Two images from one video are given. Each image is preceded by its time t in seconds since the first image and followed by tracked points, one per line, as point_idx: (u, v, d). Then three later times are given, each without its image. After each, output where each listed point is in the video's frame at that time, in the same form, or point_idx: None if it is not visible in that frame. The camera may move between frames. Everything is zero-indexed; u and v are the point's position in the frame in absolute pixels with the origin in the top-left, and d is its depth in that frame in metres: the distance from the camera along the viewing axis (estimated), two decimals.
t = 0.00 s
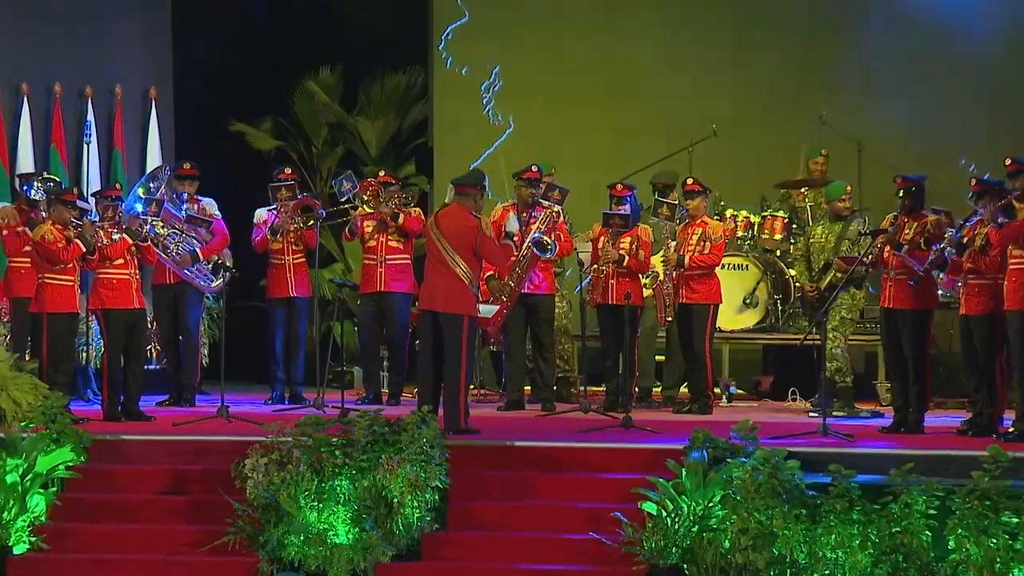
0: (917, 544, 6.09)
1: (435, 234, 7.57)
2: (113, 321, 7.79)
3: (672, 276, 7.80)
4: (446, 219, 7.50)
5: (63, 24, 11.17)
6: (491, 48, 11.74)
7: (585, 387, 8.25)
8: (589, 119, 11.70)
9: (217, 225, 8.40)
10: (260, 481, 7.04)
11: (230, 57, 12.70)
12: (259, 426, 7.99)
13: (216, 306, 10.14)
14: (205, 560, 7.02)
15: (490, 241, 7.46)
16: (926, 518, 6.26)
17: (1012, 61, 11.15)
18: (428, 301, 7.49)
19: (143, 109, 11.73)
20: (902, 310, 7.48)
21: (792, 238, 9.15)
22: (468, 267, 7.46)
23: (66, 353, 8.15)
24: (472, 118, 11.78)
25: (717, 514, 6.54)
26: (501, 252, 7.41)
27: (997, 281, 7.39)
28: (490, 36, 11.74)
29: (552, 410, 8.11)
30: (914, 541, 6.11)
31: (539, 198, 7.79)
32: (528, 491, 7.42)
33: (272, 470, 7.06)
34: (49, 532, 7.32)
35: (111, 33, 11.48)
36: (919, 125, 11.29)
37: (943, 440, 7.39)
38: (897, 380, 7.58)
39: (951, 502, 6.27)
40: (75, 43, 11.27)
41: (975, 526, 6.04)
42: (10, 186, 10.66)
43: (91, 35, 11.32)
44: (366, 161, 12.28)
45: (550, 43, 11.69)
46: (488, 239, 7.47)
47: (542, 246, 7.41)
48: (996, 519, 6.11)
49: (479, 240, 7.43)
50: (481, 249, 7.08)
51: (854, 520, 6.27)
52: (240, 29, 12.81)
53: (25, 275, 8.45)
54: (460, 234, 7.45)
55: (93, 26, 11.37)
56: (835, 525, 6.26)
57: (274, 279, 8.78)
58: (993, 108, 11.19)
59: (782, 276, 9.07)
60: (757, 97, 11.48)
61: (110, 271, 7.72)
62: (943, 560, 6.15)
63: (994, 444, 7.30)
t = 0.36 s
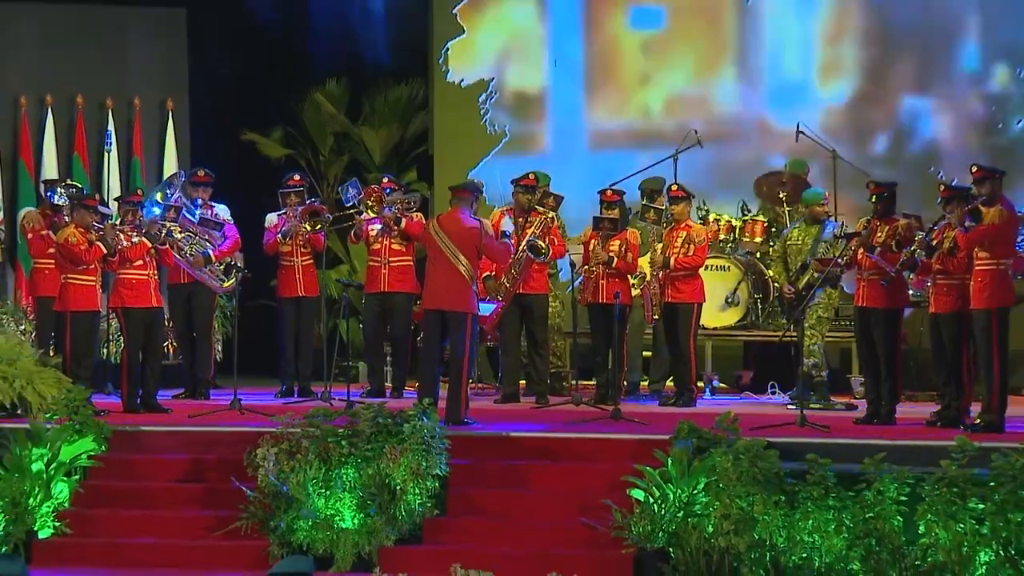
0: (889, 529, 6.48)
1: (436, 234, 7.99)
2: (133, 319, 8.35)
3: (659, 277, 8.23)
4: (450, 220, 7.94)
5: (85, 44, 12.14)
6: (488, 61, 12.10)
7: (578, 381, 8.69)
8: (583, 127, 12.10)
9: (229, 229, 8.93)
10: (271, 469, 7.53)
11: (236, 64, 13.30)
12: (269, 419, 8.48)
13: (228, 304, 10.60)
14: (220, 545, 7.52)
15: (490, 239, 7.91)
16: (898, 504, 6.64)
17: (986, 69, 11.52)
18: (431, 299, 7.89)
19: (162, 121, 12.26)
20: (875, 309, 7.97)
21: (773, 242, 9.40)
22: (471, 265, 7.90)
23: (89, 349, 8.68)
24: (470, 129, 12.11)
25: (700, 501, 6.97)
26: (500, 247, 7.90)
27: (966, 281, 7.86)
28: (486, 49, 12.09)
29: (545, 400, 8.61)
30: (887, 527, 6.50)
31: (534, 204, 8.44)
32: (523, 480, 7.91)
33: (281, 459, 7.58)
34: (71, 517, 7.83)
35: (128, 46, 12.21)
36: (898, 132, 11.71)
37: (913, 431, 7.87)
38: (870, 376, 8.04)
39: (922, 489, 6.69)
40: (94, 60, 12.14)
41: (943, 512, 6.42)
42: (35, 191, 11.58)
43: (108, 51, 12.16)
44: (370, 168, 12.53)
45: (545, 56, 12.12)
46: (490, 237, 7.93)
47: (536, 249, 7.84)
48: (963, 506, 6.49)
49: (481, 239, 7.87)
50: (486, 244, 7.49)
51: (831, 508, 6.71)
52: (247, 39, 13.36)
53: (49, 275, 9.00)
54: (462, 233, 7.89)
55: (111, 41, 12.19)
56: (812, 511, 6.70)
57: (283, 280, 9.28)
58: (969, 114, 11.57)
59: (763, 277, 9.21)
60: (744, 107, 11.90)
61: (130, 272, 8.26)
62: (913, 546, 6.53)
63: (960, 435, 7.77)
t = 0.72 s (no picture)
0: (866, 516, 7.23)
1: (438, 236, 8.44)
2: (154, 318, 8.86)
3: (650, 278, 8.68)
4: (453, 221, 8.45)
5: (107, 59, 12.70)
6: (488, 74, 12.54)
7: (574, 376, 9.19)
8: (580, 136, 12.47)
9: (244, 234, 9.38)
10: (284, 460, 8.04)
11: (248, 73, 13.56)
12: (283, 413, 8.96)
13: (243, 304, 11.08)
14: (236, 533, 8.02)
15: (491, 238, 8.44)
16: (874, 494, 7.39)
17: (961, 73, 11.91)
18: (434, 297, 8.39)
19: (181, 131, 12.78)
20: (853, 308, 8.44)
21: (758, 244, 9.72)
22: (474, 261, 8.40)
23: (112, 346, 9.20)
24: (471, 138, 12.56)
25: (689, 490, 7.59)
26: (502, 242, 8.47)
27: (940, 282, 8.32)
28: (487, 62, 12.54)
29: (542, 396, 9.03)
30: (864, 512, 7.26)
31: (532, 210, 8.89)
32: (523, 470, 8.41)
33: (294, 450, 8.07)
34: (95, 505, 8.33)
35: (145, 62, 12.76)
36: (879, 139, 12.09)
37: (890, 423, 8.36)
38: (850, 373, 8.51)
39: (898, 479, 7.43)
40: (115, 74, 12.70)
41: (920, 501, 7.17)
42: (62, 198, 12.07)
43: (130, 66, 12.71)
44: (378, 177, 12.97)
45: (542, 68, 12.52)
46: (491, 238, 8.47)
47: (535, 251, 8.29)
48: (938, 494, 7.24)
49: (483, 239, 8.39)
50: (489, 243, 8.00)
51: (814, 496, 7.41)
52: (256, 48, 13.57)
53: (75, 277, 9.53)
54: (464, 233, 8.42)
55: (132, 57, 12.74)
56: (795, 499, 7.40)
57: (295, 281, 9.74)
58: (951, 121, 11.96)
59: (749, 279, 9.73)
60: (734, 116, 12.27)
61: (152, 273, 8.79)
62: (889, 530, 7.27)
63: (935, 427, 8.25)
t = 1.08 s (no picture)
0: (843, 504, 8.00)
1: (437, 239, 8.93)
2: (170, 316, 9.39)
3: (640, 279, 9.15)
4: (453, 225, 8.96)
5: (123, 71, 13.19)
6: (486, 86, 13.05)
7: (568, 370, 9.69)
8: (573, 144, 12.96)
9: (256, 237, 9.82)
10: (293, 451, 8.56)
11: (251, 77, 13.81)
12: (293, 407, 9.48)
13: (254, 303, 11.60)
14: (248, 519, 8.52)
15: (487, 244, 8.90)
16: (851, 482, 8.14)
17: (929, 84, 12.32)
18: (428, 295, 8.86)
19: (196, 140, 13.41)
20: (832, 308, 8.94)
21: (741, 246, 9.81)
22: (469, 265, 8.89)
23: (132, 344, 9.73)
24: (466, 145, 13.09)
25: (677, 479, 8.24)
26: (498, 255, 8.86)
27: (914, 283, 8.80)
28: (484, 75, 13.05)
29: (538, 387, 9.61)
30: (841, 502, 8.01)
31: (529, 215, 9.33)
32: (519, 460, 8.92)
33: (302, 441, 8.59)
34: (115, 493, 8.84)
35: (161, 73, 13.41)
36: (852, 147, 12.49)
37: (867, 415, 8.85)
38: (828, 367, 8.99)
39: (875, 468, 8.19)
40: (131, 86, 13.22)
41: (893, 490, 7.97)
42: (84, 203, 12.61)
43: (146, 81, 13.34)
44: (382, 183, 13.41)
45: (537, 81, 13.00)
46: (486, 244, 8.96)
47: (531, 253, 8.80)
48: (911, 483, 8.04)
49: (478, 246, 8.89)
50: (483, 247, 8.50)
51: (798, 484, 8.19)
52: (259, 52, 13.81)
53: (97, 277, 10.09)
54: (463, 239, 8.88)
55: (147, 74, 13.41)
56: (777, 487, 8.17)
57: (304, 281, 10.25)
58: (931, 131, 12.34)
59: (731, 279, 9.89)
60: (717, 126, 12.69)
61: (169, 274, 9.34)
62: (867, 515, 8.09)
63: (909, 419, 8.75)
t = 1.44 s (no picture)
0: (821, 492, 8.64)
1: (439, 243, 9.50)
2: (184, 315, 9.96)
3: (629, 280, 9.67)
4: (454, 230, 9.50)
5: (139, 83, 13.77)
6: (484, 98, 13.55)
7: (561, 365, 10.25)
8: (565, 152, 13.42)
9: (266, 241, 10.47)
10: (301, 442, 9.09)
11: (258, 83, 14.44)
12: (300, 402, 10.02)
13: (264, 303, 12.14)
14: (259, 507, 9.04)
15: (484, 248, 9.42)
16: (829, 471, 8.79)
17: (898, 96, 12.87)
18: (429, 294, 9.38)
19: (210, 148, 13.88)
20: (810, 307, 9.46)
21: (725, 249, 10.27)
22: (468, 268, 9.41)
23: (149, 340, 10.30)
24: (466, 154, 13.58)
25: (664, 469, 8.80)
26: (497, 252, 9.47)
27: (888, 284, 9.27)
28: (483, 87, 13.55)
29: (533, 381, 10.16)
30: (819, 490, 8.66)
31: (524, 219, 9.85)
32: (514, 450, 9.46)
33: (310, 433, 9.12)
34: (133, 482, 9.34)
35: (172, 83, 13.87)
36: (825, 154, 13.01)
37: (843, 408, 9.37)
38: (807, 363, 9.51)
39: (851, 459, 8.81)
40: (146, 97, 13.82)
41: (868, 479, 8.65)
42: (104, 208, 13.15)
43: (160, 90, 13.84)
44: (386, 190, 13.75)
45: (532, 93, 13.48)
46: (482, 247, 9.48)
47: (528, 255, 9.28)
48: (885, 473, 8.70)
49: (475, 250, 9.41)
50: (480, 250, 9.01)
51: (778, 476, 8.84)
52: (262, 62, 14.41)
53: (116, 278, 10.65)
54: (461, 244, 9.42)
55: (161, 83, 13.86)
56: (758, 477, 8.82)
57: (312, 281, 10.78)
58: (908, 139, 12.91)
59: (716, 280, 10.32)
60: (699, 135, 13.17)
61: (183, 275, 9.89)
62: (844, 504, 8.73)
63: (883, 413, 9.27)
